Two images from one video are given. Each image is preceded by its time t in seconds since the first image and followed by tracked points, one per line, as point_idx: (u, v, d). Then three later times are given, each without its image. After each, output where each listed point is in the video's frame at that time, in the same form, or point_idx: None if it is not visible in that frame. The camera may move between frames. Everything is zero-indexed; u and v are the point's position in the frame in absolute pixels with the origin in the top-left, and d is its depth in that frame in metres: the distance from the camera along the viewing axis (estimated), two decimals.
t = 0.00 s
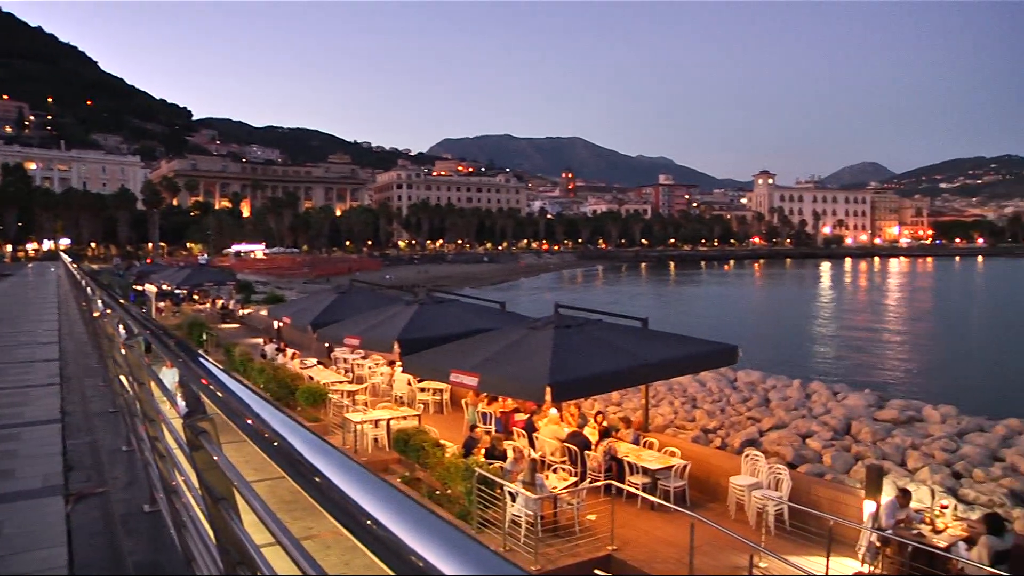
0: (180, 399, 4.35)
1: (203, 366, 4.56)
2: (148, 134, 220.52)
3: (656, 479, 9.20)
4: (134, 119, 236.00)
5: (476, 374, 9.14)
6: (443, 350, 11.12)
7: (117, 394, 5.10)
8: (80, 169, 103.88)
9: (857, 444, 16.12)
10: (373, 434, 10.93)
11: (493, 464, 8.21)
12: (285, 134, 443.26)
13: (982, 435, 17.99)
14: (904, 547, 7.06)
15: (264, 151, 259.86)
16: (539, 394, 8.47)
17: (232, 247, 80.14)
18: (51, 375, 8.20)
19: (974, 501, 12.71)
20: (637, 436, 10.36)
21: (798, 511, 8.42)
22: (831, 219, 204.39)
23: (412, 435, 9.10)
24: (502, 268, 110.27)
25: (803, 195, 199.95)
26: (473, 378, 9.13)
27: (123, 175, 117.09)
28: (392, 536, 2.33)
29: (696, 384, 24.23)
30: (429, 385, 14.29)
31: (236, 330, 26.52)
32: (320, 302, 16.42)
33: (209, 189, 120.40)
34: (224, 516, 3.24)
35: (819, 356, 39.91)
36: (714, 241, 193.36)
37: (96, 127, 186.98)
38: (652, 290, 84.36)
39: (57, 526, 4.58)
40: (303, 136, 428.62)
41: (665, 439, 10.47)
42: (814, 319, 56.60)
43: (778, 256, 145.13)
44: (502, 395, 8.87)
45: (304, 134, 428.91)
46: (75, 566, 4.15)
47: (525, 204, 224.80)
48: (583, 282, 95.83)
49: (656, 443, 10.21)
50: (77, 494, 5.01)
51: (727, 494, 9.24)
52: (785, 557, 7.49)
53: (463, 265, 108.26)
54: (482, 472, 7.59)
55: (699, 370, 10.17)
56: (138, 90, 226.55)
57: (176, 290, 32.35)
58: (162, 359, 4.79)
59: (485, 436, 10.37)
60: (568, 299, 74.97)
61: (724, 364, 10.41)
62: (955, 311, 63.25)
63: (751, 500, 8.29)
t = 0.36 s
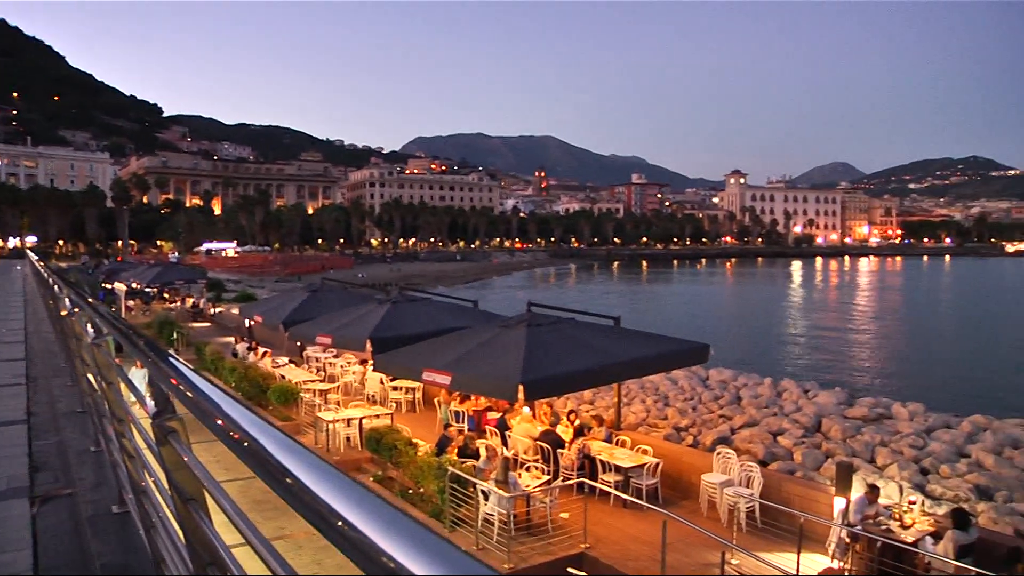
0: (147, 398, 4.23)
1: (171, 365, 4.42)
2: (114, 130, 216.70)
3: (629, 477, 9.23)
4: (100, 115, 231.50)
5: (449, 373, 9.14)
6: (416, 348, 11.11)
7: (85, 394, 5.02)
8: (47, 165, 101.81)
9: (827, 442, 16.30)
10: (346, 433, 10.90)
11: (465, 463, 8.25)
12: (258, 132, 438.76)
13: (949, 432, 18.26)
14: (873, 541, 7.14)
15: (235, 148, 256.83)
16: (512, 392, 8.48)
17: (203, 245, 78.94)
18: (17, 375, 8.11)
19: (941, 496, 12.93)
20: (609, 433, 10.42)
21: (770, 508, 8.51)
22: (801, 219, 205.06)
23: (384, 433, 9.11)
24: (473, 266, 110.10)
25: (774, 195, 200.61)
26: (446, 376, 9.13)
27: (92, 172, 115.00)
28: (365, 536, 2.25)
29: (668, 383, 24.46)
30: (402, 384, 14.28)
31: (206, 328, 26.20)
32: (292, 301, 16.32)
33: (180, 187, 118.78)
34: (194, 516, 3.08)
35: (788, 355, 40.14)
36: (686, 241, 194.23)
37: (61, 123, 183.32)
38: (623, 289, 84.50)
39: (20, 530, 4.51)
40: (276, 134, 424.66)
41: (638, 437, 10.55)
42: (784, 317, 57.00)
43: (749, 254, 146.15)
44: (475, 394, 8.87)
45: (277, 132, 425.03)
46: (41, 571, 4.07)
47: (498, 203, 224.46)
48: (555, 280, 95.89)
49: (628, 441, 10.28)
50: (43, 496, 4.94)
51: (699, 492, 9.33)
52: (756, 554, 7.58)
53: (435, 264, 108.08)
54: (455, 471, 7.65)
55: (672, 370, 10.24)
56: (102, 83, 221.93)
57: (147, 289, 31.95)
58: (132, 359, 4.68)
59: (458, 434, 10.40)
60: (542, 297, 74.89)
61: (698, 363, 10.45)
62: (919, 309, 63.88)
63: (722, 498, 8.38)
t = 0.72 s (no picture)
0: (112, 398, 4.28)
1: (141, 368, 4.58)
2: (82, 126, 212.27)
3: (602, 473, 9.30)
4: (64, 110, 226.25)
5: (422, 370, 9.16)
6: (389, 345, 11.12)
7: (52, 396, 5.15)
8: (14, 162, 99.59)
9: (799, 437, 16.46)
10: (319, 431, 10.88)
11: (439, 460, 8.30)
12: (231, 128, 433.69)
13: (918, 426, 18.51)
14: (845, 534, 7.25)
15: (206, 144, 253.20)
16: (486, 388, 8.49)
17: (175, 242, 77.85)
18: None
19: (910, 490, 13.09)
20: (582, 430, 10.47)
21: (743, 503, 8.60)
22: (773, 215, 205.51)
23: (358, 431, 9.12)
24: (447, 263, 109.76)
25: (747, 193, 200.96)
26: (419, 374, 9.15)
27: (61, 168, 112.75)
28: (328, 539, 2.48)
29: (642, 379, 24.62)
30: (375, 382, 14.28)
31: (178, 327, 25.92)
32: (265, 299, 16.24)
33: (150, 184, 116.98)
34: (161, 516, 3.05)
35: (760, 351, 40.29)
36: (659, 238, 194.42)
37: (26, 118, 179.17)
38: (596, 286, 84.29)
39: None
40: (249, 130, 420.19)
41: (612, 433, 10.58)
42: (756, 314, 57.19)
43: (722, 251, 146.72)
44: (449, 389, 8.86)
45: (251, 128, 420.70)
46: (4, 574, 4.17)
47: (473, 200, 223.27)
48: (529, 278, 95.73)
49: (601, 437, 10.34)
50: (12, 499, 5.19)
51: (672, 488, 9.42)
52: (730, 549, 7.68)
53: (409, 261, 107.68)
54: (428, 468, 7.72)
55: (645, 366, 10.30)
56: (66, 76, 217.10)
57: (116, 287, 31.48)
58: (99, 359, 4.73)
59: (432, 432, 10.43)
60: (515, 295, 74.57)
61: (671, 359, 10.50)
62: (886, 306, 64.34)
63: (696, 493, 8.46)
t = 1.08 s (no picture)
0: (84, 398, 4.12)
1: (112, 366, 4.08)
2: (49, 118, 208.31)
3: (579, 468, 9.37)
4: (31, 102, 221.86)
5: (398, 365, 9.15)
6: (364, 341, 11.12)
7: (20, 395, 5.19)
8: None
9: (774, 431, 16.58)
10: (294, 427, 10.82)
11: (415, 456, 8.33)
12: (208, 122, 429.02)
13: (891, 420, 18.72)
14: (819, 528, 7.36)
15: (180, 137, 250.12)
16: (462, 384, 8.53)
17: (149, 237, 76.96)
18: None
19: (883, 482, 13.21)
20: (557, 425, 10.55)
21: (718, 497, 8.68)
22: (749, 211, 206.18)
23: (333, 428, 9.13)
24: (424, 258, 109.51)
25: (723, 188, 201.27)
26: (394, 369, 9.15)
27: (32, 163, 110.91)
28: (301, 540, 2.14)
29: (616, 374, 24.75)
30: (351, 377, 14.29)
31: (152, 323, 25.77)
32: (239, 295, 16.17)
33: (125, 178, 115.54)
34: (131, 514, 2.82)
35: (734, 347, 40.46)
36: (636, 233, 194.96)
37: None
38: (570, 281, 84.23)
39: None
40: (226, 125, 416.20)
41: (587, 429, 10.68)
42: (731, 309, 57.40)
43: (698, 246, 147.40)
44: (426, 385, 8.87)
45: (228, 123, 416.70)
46: None
47: (451, 195, 222.64)
48: (505, 273, 95.72)
49: (576, 432, 10.42)
50: None
51: (647, 482, 9.49)
52: (707, 543, 7.76)
53: (386, 256, 107.37)
54: (404, 464, 7.75)
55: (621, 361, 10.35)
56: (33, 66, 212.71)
57: (88, 282, 31.13)
58: (66, 357, 4.66)
59: (407, 428, 10.45)
60: (489, 291, 74.39)
61: (646, 354, 10.54)
62: (855, 301, 64.83)
63: (671, 487, 8.53)
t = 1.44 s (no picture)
0: (69, 395, 4.07)
1: (97, 364, 3.98)
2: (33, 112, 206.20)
3: (567, 464, 9.40)
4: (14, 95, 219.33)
5: (387, 361, 9.14)
6: (353, 338, 11.09)
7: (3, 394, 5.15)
8: None
9: (762, 427, 16.64)
10: (283, 424, 10.80)
11: (403, 453, 8.34)
12: (195, 117, 426.21)
13: (878, 416, 18.81)
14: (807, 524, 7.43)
15: (167, 132, 248.28)
16: (450, 380, 8.53)
17: (135, 233, 76.31)
18: None
19: (870, 478, 13.28)
20: (546, 421, 10.57)
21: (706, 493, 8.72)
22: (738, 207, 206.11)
23: (322, 424, 9.13)
24: (412, 254, 109.22)
25: (711, 185, 201.01)
26: (383, 365, 9.13)
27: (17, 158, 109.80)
28: (290, 542, 2.08)
29: (606, 371, 24.77)
30: (340, 374, 14.29)
31: (139, 319, 25.64)
32: (227, 291, 16.11)
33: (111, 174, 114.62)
34: (118, 515, 2.78)
35: (722, 343, 40.46)
36: (625, 229, 195.03)
37: None
38: (559, 277, 84.08)
39: None
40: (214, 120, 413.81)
41: (576, 425, 10.71)
42: (719, 305, 57.36)
43: (687, 242, 147.48)
44: (414, 381, 8.87)
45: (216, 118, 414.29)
46: None
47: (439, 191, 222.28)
48: (494, 270, 95.52)
49: (566, 428, 10.44)
50: None
51: (636, 477, 9.52)
52: (693, 538, 7.82)
53: (374, 253, 107.05)
54: (392, 460, 7.76)
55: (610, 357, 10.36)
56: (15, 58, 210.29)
57: (74, 278, 30.93)
58: (51, 353, 4.63)
59: (396, 424, 10.45)
60: (477, 287, 74.15)
61: (634, 350, 10.57)
62: (843, 297, 64.83)
63: (660, 483, 8.58)
